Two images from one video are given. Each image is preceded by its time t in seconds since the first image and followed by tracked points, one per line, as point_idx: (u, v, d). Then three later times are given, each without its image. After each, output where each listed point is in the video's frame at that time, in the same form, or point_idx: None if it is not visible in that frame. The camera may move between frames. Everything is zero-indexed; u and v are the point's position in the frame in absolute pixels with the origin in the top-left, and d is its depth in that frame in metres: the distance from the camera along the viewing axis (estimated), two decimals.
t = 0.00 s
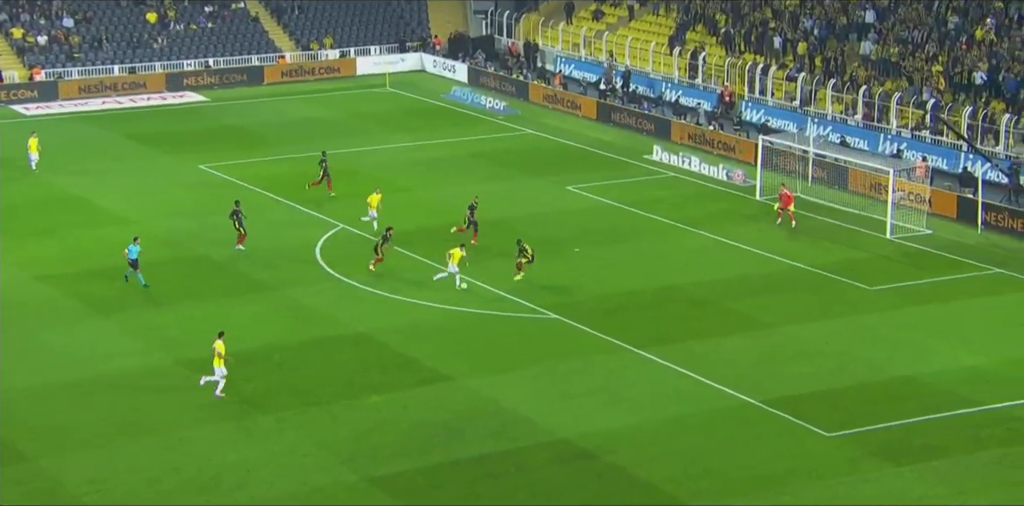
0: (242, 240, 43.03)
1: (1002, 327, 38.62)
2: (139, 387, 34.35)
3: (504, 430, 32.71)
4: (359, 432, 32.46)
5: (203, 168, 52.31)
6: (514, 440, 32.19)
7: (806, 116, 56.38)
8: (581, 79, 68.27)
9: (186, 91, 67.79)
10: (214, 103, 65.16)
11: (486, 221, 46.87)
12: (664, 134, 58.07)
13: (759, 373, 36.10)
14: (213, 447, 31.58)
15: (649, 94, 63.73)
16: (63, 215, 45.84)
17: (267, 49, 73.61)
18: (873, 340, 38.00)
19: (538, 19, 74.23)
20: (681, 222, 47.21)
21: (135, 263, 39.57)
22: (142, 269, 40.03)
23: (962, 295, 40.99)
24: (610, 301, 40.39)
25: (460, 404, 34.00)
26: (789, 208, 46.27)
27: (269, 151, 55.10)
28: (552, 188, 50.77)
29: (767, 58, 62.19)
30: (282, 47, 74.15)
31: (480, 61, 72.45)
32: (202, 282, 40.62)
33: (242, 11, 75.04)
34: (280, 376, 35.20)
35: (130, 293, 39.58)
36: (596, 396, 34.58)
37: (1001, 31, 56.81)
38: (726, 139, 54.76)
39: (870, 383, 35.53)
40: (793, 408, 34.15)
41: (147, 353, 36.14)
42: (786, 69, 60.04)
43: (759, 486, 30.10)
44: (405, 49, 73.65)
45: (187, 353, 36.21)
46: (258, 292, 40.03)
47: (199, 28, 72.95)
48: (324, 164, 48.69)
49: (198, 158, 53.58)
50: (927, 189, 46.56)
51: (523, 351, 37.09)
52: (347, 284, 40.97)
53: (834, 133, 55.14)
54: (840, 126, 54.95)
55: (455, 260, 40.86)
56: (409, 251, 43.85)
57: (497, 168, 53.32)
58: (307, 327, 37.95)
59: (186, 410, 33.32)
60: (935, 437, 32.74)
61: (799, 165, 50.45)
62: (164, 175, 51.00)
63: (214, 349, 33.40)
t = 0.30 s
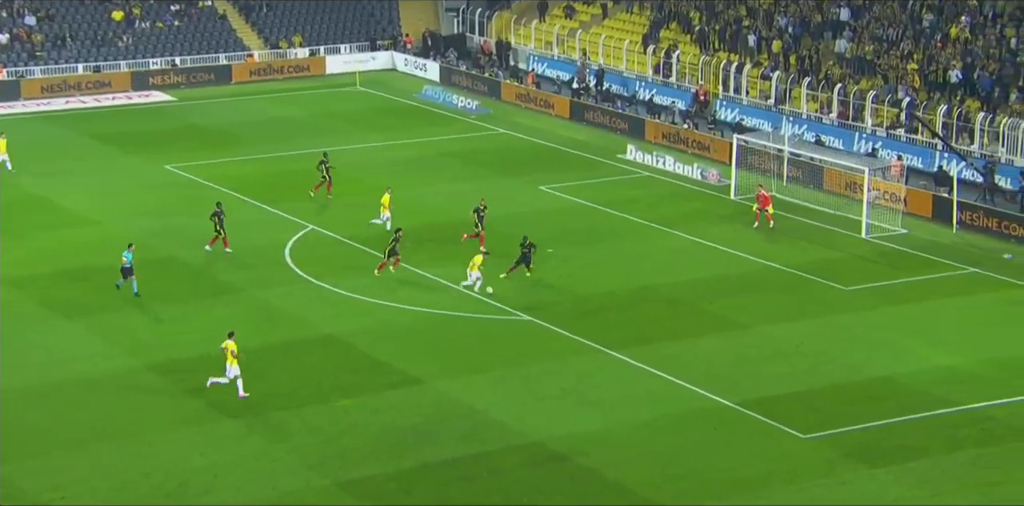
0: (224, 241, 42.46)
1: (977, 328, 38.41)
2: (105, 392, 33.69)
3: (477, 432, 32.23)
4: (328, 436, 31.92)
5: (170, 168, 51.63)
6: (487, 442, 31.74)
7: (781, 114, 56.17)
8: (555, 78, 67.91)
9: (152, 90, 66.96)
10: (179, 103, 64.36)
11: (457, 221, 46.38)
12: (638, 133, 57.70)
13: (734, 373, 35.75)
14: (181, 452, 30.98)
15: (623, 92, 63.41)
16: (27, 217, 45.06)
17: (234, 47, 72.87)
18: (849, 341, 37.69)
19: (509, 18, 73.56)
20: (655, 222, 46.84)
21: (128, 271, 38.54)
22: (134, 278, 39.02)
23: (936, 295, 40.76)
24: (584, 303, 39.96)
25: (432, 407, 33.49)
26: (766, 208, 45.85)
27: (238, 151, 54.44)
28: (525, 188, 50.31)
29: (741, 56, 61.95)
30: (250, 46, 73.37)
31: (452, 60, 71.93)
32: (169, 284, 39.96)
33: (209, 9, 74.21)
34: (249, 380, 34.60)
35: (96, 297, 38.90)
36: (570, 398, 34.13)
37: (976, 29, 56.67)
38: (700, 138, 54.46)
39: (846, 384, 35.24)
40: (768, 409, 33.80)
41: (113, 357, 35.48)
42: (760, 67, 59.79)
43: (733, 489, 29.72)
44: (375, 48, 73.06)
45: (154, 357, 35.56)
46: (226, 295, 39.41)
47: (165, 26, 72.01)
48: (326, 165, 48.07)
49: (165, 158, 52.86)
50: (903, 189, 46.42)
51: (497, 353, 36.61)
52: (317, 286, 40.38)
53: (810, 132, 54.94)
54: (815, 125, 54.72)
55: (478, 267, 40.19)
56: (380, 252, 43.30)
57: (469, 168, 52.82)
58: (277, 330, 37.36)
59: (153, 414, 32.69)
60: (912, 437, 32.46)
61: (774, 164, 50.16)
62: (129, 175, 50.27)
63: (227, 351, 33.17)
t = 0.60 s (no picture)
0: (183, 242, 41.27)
1: (937, 328, 37.79)
2: (40, 402, 32.34)
3: (429, 440, 31.18)
4: (273, 445, 30.74)
5: (109, 169, 50.17)
6: (439, 450, 30.69)
7: (739, 111, 55.48)
8: (509, 75, 66.79)
9: (90, 87, 65.22)
10: (117, 102, 62.73)
11: (407, 223, 45.28)
12: (593, 132, 56.78)
13: (693, 377, 34.89)
14: (119, 464, 29.69)
15: (578, 89, 62.59)
16: None
17: (175, 44, 71.17)
18: (809, 343, 36.94)
19: (462, 13, 73.06)
20: (611, 223, 45.94)
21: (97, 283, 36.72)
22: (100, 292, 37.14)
23: (897, 294, 40.13)
24: (539, 306, 38.99)
25: (382, 414, 32.39)
26: (731, 210, 44.96)
27: (180, 151, 53.03)
28: (477, 188, 49.27)
29: (699, 52, 61.20)
30: (192, 42, 71.73)
31: (403, 57, 70.73)
32: (108, 290, 38.60)
33: (150, 4, 72.69)
34: (192, 388, 33.35)
35: (32, 304, 37.49)
36: (526, 404, 33.15)
37: (935, 24, 56.41)
38: (657, 137, 53.69)
39: (807, 386, 34.47)
40: (727, 413, 32.96)
41: (49, 366, 34.11)
42: (717, 63, 59.05)
43: (693, 496, 28.83)
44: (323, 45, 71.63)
45: (92, 365, 34.24)
46: (168, 300, 38.11)
47: (104, 22, 70.30)
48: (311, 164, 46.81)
49: (105, 159, 51.41)
50: (863, 187, 46.12)
51: (449, 358, 35.53)
52: (264, 290, 39.18)
53: (769, 129, 54.25)
54: (774, 122, 53.98)
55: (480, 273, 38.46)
56: (328, 255, 42.13)
57: (419, 167, 51.73)
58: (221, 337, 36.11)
59: (90, 425, 31.38)
60: (875, 441, 31.71)
61: (732, 162, 49.56)
62: (67, 177, 48.80)
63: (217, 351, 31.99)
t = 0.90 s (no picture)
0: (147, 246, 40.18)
1: (907, 329, 37.24)
2: None
3: (392, 447, 30.23)
4: (229, 454, 29.68)
5: (56, 169, 48.88)
6: (402, 457, 29.76)
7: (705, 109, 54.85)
8: (469, 72, 65.84)
9: (36, 86, 63.72)
10: (65, 100, 61.33)
11: (366, 224, 44.27)
12: (556, 130, 55.95)
13: (661, 380, 34.11)
14: (68, 475, 28.56)
15: (540, 87, 61.46)
16: None
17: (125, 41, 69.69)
18: (779, 345, 36.24)
19: (421, 8, 71.87)
20: (576, 223, 45.11)
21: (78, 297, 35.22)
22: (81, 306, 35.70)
23: (866, 295, 39.55)
24: (503, 309, 38.12)
25: (342, 421, 31.40)
26: (704, 211, 44.22)
27: (131, 152, 51.78)
28: (438, 188, 48.33)
29: (664, 49, 60.49)
30: (143, 39, 70.31)
31: (360, 54, 69.58)
32: (57, 295, 37.37)
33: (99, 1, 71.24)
34: (144, 395, 32.22)
35: None
36: (490, 409, 32.26)
37: (902, 20, 55.99)
38: (622, 135, 52.98)
39: (777, 388, 33.77)
40: (697, 417, 32.21)
41: None
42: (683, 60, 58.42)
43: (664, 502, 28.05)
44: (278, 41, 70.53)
45: (40, 373, 33.03)
46: (120, 306, 36.94)
47: (50, 18, 68.79)
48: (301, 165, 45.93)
49: (54, 159, 50.14)
50: (831, 186, 45.56)
51: (410, 363, 34.57)
52: (220, 294, 38.08)
53: (735, 127, 53.60)
54: (741, 120, 53.42)
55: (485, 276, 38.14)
56: (285, 257, 41.06)
57: (379, 167, 50.76)
58: (175, 342, 34.99)
59: (39, 435, 30.21)
60: (848, 444, 31.04)
61: (697, 161, 48.73)
62: (14, 178, 47.46)
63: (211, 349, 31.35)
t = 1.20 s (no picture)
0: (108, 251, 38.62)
1: (885, 332, 36.13)
2: None
3: (351, 458, 28.84)
4: (179, 467, 28.21)
5: None
6: (361, 468, 28.38)
7: (676, 106, 53.62)
8: (432, 68, 64.40)
9: None
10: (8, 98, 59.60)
11: (323, 226, 42.81)
12: (523, 128, 54.68)
13: (631, 386, 32.85)
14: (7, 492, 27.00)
15: (506, 83, 60.18)
16: None
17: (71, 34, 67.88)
18: (753, 350, 35.04)
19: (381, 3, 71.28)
20: (543, 224, 43.80)
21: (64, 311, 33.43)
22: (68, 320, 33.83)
23: (843, 297, 38.42)
24: (467, 313, 36.77)
25: (299, 431, 29.98)
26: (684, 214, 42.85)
27: (78, 152, 50.11)
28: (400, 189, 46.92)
29: (634, 43, 59.32)
30: (89, 33, 68.52)
31: (319, 49, 67.98)
32: None
33: None
34: (91, 406, 30.69)
35: None
36: (455, 418, 30.91)
37: (879, 13, 54.92)
38: (590, 133, 51.77)
39: (753, 394, 32.57)
40: (670, 425, 30.95)
41: None
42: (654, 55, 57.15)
43: None
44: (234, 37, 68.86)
45: None
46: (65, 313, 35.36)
47: None
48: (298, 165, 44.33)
49: None
50: (806, 185, 44.44)
51: (370, 370, 33.17)
52: (170, 299, 36.58)
53: (707, 125, 52.39)
54: (713, 117, 52.23)
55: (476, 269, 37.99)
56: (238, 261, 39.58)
57: (338, 167, 49.30)
58: (123, 351, 33.45)
59: None
60: (827, 452, 29.83)
61: (670, 160, 47.52)
62: None
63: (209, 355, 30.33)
